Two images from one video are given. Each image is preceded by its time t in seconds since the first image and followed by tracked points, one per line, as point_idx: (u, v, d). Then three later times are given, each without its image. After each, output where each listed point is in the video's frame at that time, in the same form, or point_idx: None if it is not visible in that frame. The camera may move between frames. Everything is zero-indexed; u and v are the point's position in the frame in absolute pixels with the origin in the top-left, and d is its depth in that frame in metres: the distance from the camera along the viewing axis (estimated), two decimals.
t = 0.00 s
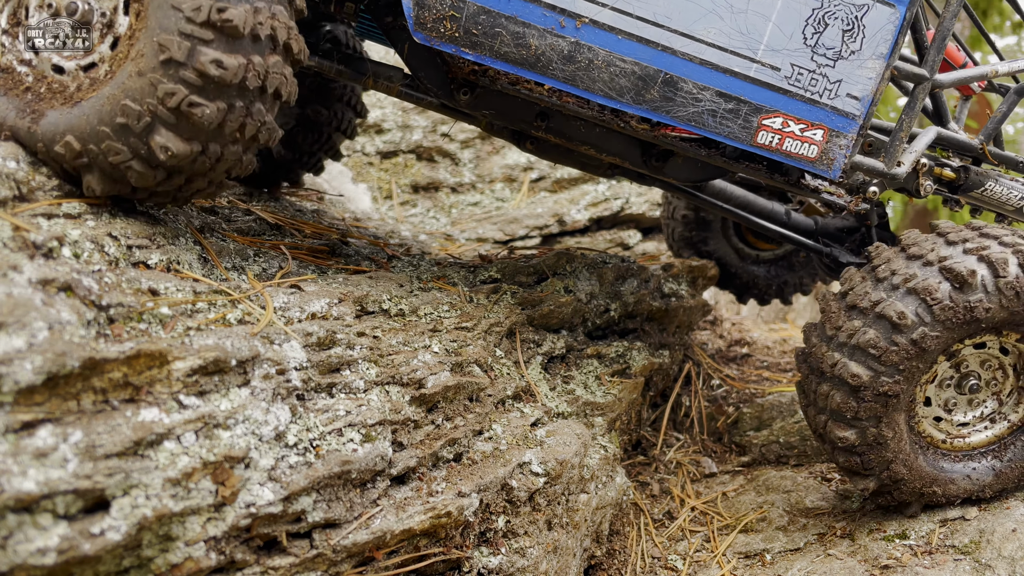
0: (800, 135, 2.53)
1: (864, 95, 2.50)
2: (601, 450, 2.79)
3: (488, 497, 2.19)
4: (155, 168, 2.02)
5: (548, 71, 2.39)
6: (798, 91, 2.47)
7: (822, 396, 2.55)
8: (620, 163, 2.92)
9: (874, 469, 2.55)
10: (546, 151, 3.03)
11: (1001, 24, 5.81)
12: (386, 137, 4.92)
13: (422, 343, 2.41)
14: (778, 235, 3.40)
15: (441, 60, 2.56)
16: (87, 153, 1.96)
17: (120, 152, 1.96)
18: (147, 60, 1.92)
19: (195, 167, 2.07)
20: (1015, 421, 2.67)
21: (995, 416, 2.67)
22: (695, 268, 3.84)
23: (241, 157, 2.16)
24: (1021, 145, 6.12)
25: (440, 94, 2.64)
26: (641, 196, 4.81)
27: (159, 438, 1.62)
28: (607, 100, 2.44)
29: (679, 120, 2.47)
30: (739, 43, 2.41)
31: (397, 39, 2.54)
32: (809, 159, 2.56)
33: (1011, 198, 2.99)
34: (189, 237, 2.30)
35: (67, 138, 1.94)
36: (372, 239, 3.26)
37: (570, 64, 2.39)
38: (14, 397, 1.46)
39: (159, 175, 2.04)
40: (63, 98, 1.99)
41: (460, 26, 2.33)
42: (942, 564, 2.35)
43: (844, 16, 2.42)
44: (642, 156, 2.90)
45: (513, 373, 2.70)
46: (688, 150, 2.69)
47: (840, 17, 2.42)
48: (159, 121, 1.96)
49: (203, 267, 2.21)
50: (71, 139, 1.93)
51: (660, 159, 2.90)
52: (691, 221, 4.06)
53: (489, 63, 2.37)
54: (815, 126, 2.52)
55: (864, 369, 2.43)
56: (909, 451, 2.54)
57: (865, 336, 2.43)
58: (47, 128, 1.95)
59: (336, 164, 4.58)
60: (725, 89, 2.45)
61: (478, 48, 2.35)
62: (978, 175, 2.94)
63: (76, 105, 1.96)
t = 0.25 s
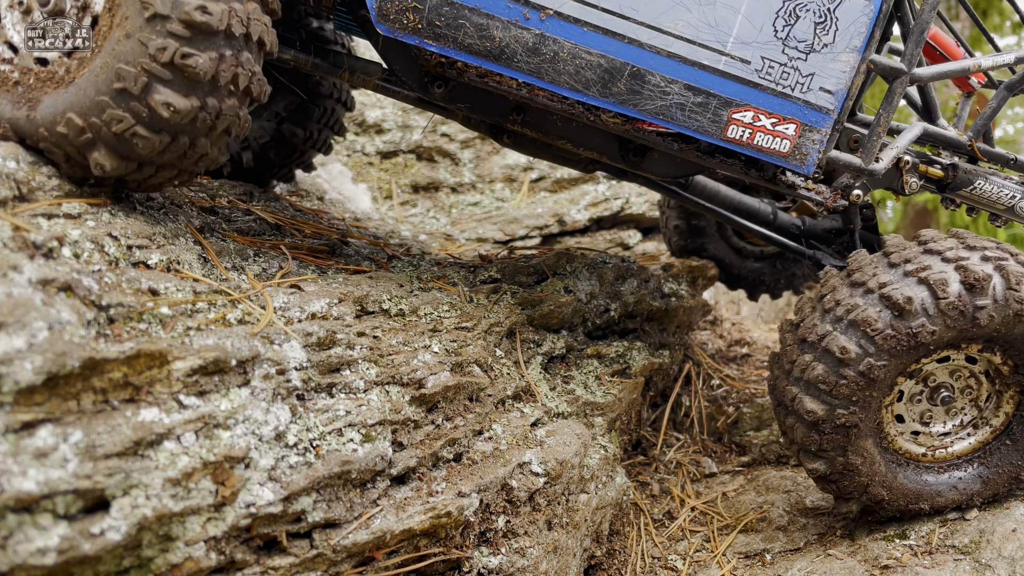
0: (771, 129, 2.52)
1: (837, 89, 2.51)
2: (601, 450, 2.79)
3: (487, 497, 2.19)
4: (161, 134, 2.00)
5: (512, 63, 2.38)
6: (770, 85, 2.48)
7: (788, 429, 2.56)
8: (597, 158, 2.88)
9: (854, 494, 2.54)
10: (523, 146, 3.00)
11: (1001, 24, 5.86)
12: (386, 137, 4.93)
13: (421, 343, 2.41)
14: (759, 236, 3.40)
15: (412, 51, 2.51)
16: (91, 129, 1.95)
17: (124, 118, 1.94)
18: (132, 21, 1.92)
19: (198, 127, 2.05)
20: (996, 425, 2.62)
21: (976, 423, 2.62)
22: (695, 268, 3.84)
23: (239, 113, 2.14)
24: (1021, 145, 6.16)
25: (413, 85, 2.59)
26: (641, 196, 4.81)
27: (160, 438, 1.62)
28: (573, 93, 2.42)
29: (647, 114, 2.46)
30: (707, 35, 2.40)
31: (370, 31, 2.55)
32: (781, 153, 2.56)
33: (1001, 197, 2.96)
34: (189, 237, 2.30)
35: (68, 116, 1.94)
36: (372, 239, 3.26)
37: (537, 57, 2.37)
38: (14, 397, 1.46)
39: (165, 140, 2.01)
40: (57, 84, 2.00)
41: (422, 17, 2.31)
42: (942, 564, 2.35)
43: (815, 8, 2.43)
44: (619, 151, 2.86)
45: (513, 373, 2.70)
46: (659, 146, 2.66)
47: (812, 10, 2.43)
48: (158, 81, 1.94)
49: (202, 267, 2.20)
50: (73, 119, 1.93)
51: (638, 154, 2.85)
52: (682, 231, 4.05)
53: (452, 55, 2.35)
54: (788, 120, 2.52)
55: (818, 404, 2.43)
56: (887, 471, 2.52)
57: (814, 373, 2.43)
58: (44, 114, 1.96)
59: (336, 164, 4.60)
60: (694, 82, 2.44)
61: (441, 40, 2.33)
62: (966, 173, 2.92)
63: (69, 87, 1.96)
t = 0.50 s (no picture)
0: (740, 130, 2.50)
1: (809, 89, 2.46)
2: (601, 450, 2.79)
3: (487, 497, 2.19)
4: (162, 99, 2.02)
5: (477, 59, 2.39)
6: (738, 84, 2.45)
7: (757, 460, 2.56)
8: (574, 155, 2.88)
9: (838, 517, 2.53)
10: (500, 141, 2.98)
11: (1001, 25, 5.89)
12: (386, 137, 4.93)
13: (421, 343, 2.41)
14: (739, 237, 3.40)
15: (380, 44, 2.51)
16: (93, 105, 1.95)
17: (125, 86, 1.95)
18: None
19: (194, 88, 2.07)
20: (972, 430, 2.54)
21: (953, 429, 2.55)
22: (695, 268, 3.83)
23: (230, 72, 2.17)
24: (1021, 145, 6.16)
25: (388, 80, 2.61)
26: (640, 196, 4.81)
27: (160, 438, 1.62)
28: (538, 90, 2.43)
29: (613, 112, 2.46)
30: (674, 34, 2.39)
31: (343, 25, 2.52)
32: (751, 154, 2.54)
33: (987, 200, 2.96)
34: (189, 237, 2.30)
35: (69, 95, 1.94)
36: (372, 239, 3.26)
37: (502, 53, 2.38)
38: (14, 397, 1.46)
39: (167, 105, 2.03)
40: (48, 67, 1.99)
41: (386, 12, 2.33)
42: (942, 564, 2.35)
43: (786, 7, 2.40)
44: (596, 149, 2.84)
45: (513, 373, 2.70)
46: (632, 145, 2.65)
47: (782, 9, 2.40)
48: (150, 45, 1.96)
49: (202, 267, 2.20)
50: (75, 97, 1.94)
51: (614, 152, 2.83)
52: (674, 242, 4.02)
53: (416, 50, 2.37)
54: (757, 121, 2.49)
55: (777, 440, 2.42)
56: (864, 491, 2.49)
57: (767, 410, 2.41)
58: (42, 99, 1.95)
59: (335, 163, 4.59)
60: (661, 80, 2.43)
61: (405, 34, 2.36)
62: (950, 177, 2.91)
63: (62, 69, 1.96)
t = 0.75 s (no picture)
0: (712, 134, 2.51)
1: (782, 95, 2.46)
2: (601, 450, 2.79)
3: (487, 497, 2.19)
4: (154, 64, 2.04)
5: (445, 59, 2.38)
6: (711, 88, 2.44)
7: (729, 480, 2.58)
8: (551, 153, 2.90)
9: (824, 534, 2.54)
10: (476, 137, 2.98)
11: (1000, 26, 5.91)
12: (386, 137, 4.93)
13: (421, 343, 2.41)
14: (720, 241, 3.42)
15: (352, 42, 2.50)
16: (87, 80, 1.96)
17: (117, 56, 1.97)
18: None
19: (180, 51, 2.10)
20: (948, 434, 2.50)
21: (930, 433, 2.52)
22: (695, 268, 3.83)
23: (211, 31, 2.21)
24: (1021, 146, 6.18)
25: (366, 75, 2.61)
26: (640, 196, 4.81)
27: (159, 438, 1.62)
28: (508, 91, 2.43)
29: (584, 114, 2.46)
30: (646, 36, 2.37)
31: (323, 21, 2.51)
32: (723, 159, 2.55)
33: (971, 207, 2.95)
34: (189, 237, 2.30)
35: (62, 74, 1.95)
36: (371, 239, 3.26)
37: (472, 54, 2.37)
38: (14, 397, 1.46)
39: (158, 69, 2.05)
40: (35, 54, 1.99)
41: (353, 10, 2.33)
42: (942, 564, 2.35)
43: (760, 11, 2.37)
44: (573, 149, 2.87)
45: (513, 373, 2.70)
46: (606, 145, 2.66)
47: (757, 12, 2.37)
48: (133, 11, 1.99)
49: (202, 267, 2.20)
50: (69, 73, 1.94)
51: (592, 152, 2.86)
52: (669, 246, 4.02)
53: (384, 48, 2.37)
54: (730, 125, 2.50)
55: (745, 470, 2.45)
56: (846, 507, 2.48)
57: (729, 444, 2.45)
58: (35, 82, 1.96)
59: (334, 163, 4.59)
60: (633, 83, 2.43)
61: (373, 32, 2.35)
62: (933, 183, 2.89)
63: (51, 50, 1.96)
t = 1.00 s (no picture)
0: (689, 142, 2.49)
1: (760, 104, 2.41)
2: (601, 449, 2.79)
3: (487, 497, 2.19)
4: (144, 35, 2.05)
5: (420, 61, 2.39)
6: (688, 96, 2.41)
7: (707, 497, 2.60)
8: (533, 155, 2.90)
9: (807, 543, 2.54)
10: (458, 136, 2.98)
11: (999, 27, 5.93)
12: (386, 137, 4.93)
13: (422, 343, 2.41)
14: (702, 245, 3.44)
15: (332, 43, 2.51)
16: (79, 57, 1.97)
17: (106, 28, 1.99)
18: None
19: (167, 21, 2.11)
20: (924, 439, 2.43)
21: (907, 439, 2.46)
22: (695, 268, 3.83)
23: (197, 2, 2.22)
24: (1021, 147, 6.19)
25: (347, 73, 2.62)
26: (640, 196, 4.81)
27: (159, 438, 1.62)
28: (482, 95, 2.43)
29: (559, 120, 2.46)
30: (622, 43, 2.34)
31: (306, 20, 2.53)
32: (699, 167, 2.53)
33: (955, 217, 2.96)
34: (189, 237, 2.30)
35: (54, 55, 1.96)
36: (371, 239, 3.25)
37: (447, 57, 2.37)
38: (14, 397, 1.46)
39: (148, 40, 2.06)
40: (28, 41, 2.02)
41: (328, 11, 2.35)
42: (942, 564, 2.35)
43: (739, 19, 2.32)
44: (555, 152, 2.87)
45: (513, 373, 2.70)
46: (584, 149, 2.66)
47: (735, 20, 2.32)
48: None
49: (202, 267, 2.20)
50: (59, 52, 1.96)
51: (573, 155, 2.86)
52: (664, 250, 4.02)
53: (359, 49, 2.38)
54: (707, 134, 2.47)
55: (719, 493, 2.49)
56: (828, 518, 2.46)
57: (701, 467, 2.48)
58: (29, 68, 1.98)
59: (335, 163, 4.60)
60: (609, 89, 2.41)
61: (348, 32, 2.36)
62: (916, 194, 2.91)
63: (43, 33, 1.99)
